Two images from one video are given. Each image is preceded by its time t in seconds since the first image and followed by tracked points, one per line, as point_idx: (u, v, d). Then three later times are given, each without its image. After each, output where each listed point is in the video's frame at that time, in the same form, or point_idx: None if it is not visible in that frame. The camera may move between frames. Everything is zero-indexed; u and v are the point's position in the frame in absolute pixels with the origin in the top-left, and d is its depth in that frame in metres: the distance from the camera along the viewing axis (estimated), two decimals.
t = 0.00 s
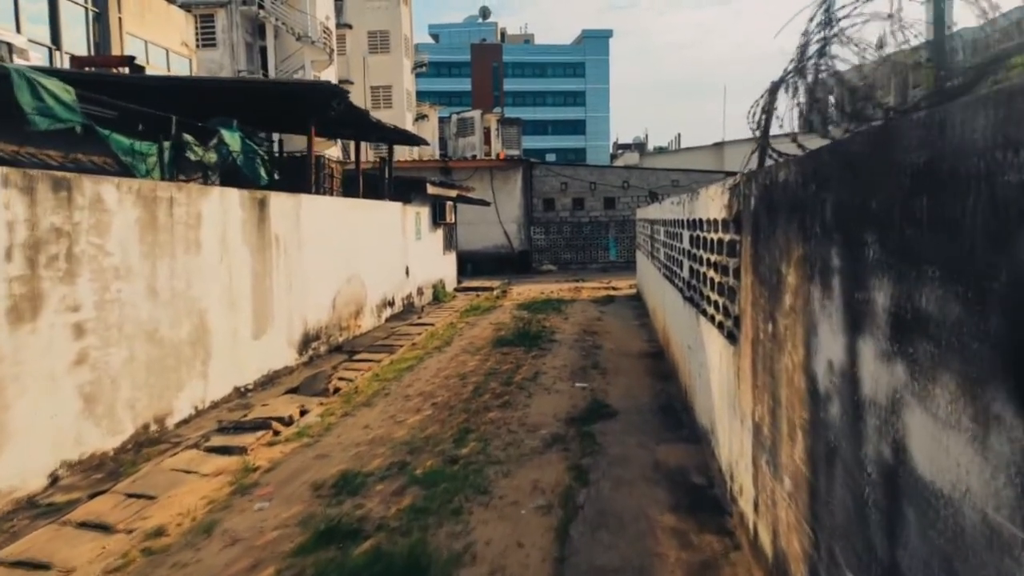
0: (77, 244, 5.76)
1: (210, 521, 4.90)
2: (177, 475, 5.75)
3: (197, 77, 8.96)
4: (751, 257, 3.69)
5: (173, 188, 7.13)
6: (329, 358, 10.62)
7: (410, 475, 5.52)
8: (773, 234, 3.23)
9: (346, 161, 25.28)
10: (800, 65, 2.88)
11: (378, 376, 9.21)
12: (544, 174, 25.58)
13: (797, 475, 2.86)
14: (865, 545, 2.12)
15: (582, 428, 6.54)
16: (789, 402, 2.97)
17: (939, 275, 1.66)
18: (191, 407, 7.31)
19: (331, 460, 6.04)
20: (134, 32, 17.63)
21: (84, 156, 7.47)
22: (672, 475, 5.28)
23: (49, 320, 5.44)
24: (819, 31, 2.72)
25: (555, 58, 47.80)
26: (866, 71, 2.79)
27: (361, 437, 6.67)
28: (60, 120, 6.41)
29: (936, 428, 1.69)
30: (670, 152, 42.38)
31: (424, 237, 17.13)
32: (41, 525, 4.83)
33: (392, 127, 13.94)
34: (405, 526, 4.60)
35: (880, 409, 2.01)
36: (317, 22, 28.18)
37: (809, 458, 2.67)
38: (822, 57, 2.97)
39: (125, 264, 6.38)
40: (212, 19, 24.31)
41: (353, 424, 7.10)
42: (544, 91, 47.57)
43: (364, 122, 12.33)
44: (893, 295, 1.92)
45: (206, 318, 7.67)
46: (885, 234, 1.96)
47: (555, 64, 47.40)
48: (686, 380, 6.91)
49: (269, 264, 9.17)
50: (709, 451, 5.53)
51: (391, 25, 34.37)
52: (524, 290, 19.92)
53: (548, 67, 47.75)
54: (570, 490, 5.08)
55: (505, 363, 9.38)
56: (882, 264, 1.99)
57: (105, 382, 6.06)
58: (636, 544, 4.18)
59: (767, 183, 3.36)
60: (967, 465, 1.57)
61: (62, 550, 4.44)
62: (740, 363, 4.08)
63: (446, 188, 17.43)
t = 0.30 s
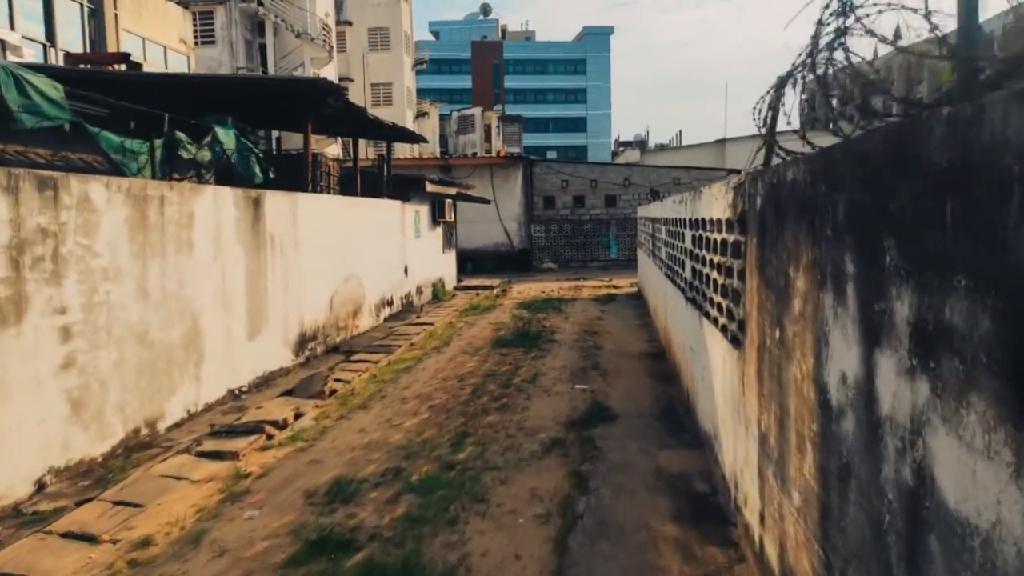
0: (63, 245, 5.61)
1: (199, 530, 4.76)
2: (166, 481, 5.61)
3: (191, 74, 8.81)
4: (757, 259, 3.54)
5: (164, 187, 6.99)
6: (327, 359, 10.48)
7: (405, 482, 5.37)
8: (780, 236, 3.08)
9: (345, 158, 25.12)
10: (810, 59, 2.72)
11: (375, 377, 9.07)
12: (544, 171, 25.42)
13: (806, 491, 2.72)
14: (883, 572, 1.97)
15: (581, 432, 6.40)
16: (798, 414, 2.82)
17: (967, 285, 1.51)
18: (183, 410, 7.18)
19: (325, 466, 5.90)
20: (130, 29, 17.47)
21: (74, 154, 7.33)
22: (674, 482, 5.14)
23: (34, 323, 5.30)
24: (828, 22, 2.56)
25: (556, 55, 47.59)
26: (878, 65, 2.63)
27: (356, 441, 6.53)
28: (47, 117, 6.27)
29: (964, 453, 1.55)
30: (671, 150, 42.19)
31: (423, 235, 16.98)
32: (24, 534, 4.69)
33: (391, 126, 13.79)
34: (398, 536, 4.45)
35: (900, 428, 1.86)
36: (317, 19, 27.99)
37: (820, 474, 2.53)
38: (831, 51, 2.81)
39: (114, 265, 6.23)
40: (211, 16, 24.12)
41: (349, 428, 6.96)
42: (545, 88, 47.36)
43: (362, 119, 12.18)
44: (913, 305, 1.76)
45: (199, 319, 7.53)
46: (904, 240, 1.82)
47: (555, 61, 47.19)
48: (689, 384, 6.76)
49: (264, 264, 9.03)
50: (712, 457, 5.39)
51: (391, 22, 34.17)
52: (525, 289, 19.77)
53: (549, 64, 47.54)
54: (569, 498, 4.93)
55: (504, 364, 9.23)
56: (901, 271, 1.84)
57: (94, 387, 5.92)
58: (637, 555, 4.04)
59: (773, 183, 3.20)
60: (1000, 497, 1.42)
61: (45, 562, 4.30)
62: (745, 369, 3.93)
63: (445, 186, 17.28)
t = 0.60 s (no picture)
0: (48, 248, 5.45)
1: (185, 544, 4.61)
2: (153, 491, 5.45)
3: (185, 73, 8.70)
4: (763, 264, 3.38)
5: (154, 188, 6.84)
6: (323, 362, 10.32)
7: (398, 493, 5.22)
8: (788, 242, 2.92)
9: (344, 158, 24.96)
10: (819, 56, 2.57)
11: (371, 381, 8.91)
12: (544, 172, 25.25)
13: (818, 513, 2.56)
14: None
15: (580, 440, 6.24)
16: (808, 431, 2.66)
17: (1007, 303, 1.36)
18: (174, 416, 7.02)
19: (316, 475, 5.75)
20: (127, 28, 17.29)
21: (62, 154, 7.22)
22: (675, 493, 4.99)
23: (18, 328, 5.14)
24: (838, 17, 2.41)
25: (556, 55, 47.42)
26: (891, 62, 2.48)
27: (350, 449, 6.38)
28: (34, 116, 6.13)
29: (1003, 490, 1.40)
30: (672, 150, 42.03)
31: (422, 236, 16.82)
32: (3, 548, 4.53)
33: (389, 126, 13.62)
34: (390, 551, 4.30)
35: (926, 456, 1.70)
36: (316, 18, 27.82)
37: (832, 497, 2.38)
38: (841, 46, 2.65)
39: (102, 268, 6.07)
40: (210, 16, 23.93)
41: (342, 435, 6.80)
42: (546, 89, 47.18)
43: (359, 119, 12.03)
44: (941, 322, 1.62)
45: (190, 323, 7.38)
46: (930, 250, 1.67)
47: (556, 61, 47.03)
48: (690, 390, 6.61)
49: (258, 266, 8.87)
50: (715, 467, 5.23)
51: (391, 22, 34.00)
52: (524, 290, 19.60)
53: (550, 64, 47.37)
54: (567, 510, 4.78)
55: (503, 368, 9.07)
56: (927, 285, 1.69)
57: (80, 393, 5.76)
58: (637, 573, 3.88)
59: (781, 186, 3.05)
60: None
61: None
62: (750, 379, 3.78)
63: (445, 186, 17.11)
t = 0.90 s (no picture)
0: (34, 250, 5.32)
1: (171, 555, 4.47)
2: (140, 500, 5.31)
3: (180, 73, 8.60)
4: (769, 268, 3.25)
5: (145, 189, 6.71)
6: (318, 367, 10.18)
7: (392, 503, 5.08)
8: (796, 244, 2.79)
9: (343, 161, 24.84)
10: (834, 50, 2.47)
11: (366, 386, 8.77)
12: (544, 175, 25.14)
13: (829, 532, 2.43)
14: None
15: (579, 447, 6.10)
16: (819, 444, 2.53)
17: None
18: (164, 422, 6.88)
19: (308, 484, 5.61)
20: (125, 29, 17.19)
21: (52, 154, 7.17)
22: (677, 503, 4.84)
23: (2, 332, 5.00)
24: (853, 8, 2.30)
25: (556, 58, 47.35)
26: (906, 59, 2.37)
27: (343, 456, 6.24)
28: (20, 115, 5.99)
29: None
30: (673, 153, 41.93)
31: (420, 239, 16.69)
32: None
33: (387, 128, 13.50)
34: (382, 564, 4.16)
35: (950, 477, 1.57)
36: (316, 20, 27.74)
37: (846, 516, 2.24)
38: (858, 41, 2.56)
39: (90, 271, 5.94)
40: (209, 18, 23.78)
41: (336, 441, 6.66)
42: (546, 92, 47.11)
43: (358, 121, 11.93)
44: (969, 331, 1.49)
45: (182, 327, 7.24)
46: (956, 255, 1.53)
47: (556, 64, 46.96)
48: (692, 396, 6.48)
49: (252, 269, 8.73)
50: (717, 476, 5.10)
51: (391, 24, 33.92)
52: (523, 293, 19.46)
53: (550, 68, 47.30)
54: (566, 521, 4.64)
55: (501, 373, 8.93)
56: (953, 291, 1.56)
57: (67, 399, 5.62)
58: None
59: (789, 187, 2.92)
60: None
61: None
62: (755, 387, 3.64)
63: (443, 188, 16.99)
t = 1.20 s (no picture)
0: (15, 247, 5.15)
1: (154, 562, 4.30)
2: (126, 505, 5.15)
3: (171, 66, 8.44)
4: (778, 265, 3.07)
5: (132, 185, 6.54)
6: (313, 366, 10.01)
7: (385, 507, 4.91)
8: (809, 238, 2.60)
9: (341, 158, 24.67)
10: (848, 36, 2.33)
11: (361, 386, 8.61)
12: (543, 172, 24.95)
13: (846, 547, 2.26)
14: None
15: (578, 449, 5.94)
16: (834, 453, 2.37)
17: None
18: (153, 423, 6.72)
19: (299, 487, 5.45)
20: (119, 25, 17.01)
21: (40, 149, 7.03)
22: (679, 508, 4.68)
23: None
24: None
25: (556, 55, 47.13)
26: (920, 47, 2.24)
27: (336, 458, 6.07)
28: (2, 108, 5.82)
29: None
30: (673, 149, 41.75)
31: (418, 237, 16.52)
32: None
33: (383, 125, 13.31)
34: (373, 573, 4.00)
35: (993, 499, 1.43)
36: (313, 16, 27.54)
37: (866, 532, 2.08)
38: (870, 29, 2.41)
39: (74, 268, 5.77)
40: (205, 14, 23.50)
41: (329, 443, 6.49)
42: (545, 89, 46.89)
43: (353, 117, 11.75)
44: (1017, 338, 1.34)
45: (171, 326, 7.08)
46: (1001, 251, 1.39)
47: (556, 61, 46.74)
48: (693, 397, 6.32)
49: (244, 267, 8.56)
50: (720, 479, 4.94)
51: (390, 21, 33.70)
52: (522, 291, 19.29)
53: (549, 65, 47.08)
54: (564, 527, 4.48)
55: (499, 373, 8.76)
56: (996, 292, 1.41)
57: (50, 400, 5.45)
58: None
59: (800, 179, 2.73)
60: None
61: None
62: (762, 390, 3.47)
63: (441, 185, 16.80)
